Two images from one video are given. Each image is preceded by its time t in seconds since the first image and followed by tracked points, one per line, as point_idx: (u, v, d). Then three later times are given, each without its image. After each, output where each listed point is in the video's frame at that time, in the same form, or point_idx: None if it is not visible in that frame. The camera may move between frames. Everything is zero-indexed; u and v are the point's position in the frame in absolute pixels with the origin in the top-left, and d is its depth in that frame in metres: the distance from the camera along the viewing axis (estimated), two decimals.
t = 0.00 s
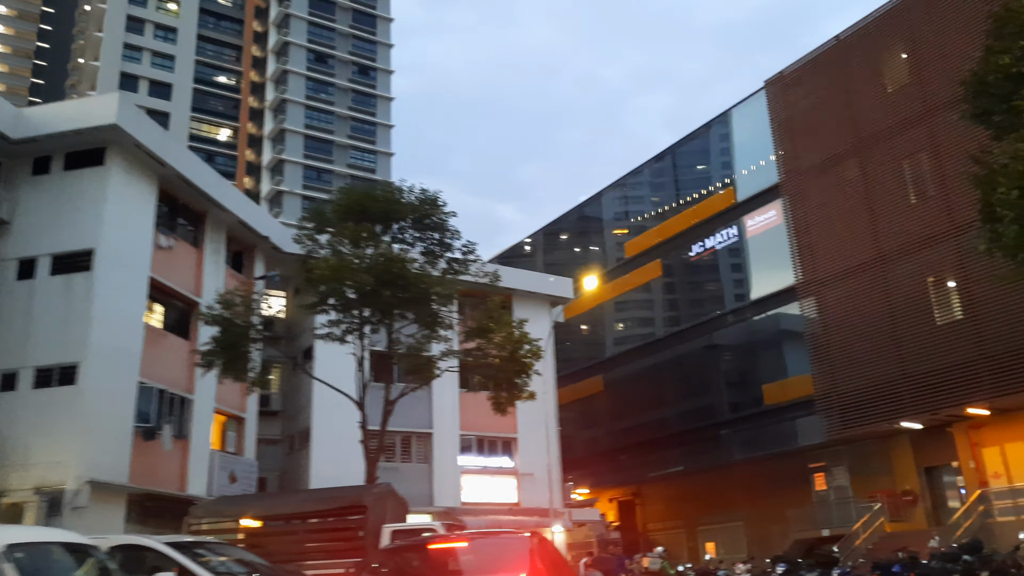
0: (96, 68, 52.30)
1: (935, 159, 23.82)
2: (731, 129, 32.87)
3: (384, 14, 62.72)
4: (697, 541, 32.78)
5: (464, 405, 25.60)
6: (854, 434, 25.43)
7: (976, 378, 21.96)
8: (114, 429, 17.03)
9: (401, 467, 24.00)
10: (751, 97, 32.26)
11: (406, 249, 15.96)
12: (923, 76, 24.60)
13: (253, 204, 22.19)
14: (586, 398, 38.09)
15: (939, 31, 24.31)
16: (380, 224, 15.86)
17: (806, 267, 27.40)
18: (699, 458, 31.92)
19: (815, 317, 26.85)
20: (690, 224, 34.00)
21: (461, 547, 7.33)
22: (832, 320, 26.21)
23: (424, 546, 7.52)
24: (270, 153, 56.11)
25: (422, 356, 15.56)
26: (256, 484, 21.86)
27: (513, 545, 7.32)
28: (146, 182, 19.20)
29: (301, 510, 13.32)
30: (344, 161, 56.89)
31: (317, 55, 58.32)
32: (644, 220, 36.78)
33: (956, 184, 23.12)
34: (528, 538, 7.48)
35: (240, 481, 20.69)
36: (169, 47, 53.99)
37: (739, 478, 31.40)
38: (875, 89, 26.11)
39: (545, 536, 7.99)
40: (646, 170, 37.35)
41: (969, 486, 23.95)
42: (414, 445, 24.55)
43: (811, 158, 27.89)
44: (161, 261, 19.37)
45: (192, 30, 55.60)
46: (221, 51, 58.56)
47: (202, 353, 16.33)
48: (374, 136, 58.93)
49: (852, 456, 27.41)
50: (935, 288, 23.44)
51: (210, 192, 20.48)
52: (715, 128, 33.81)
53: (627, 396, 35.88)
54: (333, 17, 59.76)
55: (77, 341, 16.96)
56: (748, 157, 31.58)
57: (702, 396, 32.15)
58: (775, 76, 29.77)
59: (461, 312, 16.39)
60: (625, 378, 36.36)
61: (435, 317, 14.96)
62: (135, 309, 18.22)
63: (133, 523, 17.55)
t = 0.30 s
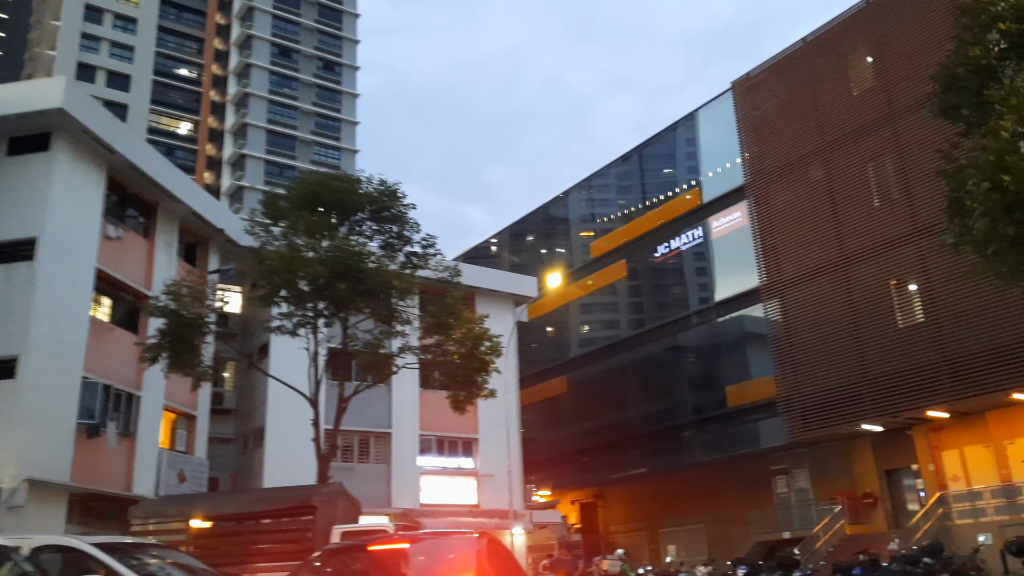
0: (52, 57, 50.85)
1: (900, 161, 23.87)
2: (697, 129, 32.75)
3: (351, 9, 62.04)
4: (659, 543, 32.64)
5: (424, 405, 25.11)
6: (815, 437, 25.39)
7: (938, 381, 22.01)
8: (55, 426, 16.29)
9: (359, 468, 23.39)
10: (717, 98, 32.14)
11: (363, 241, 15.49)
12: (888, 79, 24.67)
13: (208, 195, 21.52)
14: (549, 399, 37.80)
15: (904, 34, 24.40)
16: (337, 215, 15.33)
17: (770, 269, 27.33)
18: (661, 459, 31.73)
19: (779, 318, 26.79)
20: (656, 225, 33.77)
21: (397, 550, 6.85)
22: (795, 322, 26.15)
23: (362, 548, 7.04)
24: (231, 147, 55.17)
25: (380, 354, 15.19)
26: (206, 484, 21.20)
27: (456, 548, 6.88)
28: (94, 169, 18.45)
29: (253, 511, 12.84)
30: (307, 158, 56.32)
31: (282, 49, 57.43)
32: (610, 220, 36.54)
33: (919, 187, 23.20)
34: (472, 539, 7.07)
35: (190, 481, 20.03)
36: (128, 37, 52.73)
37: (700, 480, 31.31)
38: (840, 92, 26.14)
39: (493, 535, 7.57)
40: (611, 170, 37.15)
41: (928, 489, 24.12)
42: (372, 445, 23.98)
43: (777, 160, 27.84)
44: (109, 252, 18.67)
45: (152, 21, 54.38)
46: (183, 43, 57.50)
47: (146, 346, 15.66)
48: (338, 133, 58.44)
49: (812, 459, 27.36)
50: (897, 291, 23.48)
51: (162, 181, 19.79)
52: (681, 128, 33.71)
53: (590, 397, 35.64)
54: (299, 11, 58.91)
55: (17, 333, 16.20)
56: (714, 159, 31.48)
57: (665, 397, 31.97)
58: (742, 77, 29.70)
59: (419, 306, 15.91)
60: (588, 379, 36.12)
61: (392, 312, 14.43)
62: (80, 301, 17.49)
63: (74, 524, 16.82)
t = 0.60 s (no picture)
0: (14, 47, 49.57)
1: (871, 163, 23.85)
2: (669, 129, 32.54)
3: (322, 4, 61.50)
4: (627, 545, 32.37)
5: (391, 404, 24.61)
6: (784, 438, 25.26)
7: (907, 383, 21.98)
8: (3, 422, 15.54)
9: (322, 468, 22.90)
10: (690, 98, 31.95)
11: (325, 232, 14.99)
12: (860, 80, 24.64)
13: (168, 186, 20.86)
14: (518, 399, 37.45)
15: (876, 36, 24.41)
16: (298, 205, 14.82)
17: (741, 270, 27.19)
18: (630, 461, 31.43)
19: (749, 319, 26.66)
20: (628, 225, 33.45)
21: (342, 552, 6.43)
22: (766, 323, 26.02)
23: (304, 550, 6.53)
24: (198, 142, 54.40)
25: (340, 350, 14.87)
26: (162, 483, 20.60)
27: (404, 549, 6.45)
28: (48, 157, 17.74)
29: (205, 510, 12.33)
30: (276, 154, 55.36)
31: (251, 43, 56.96)
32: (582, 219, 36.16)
33: (891, 189, 23.17)
34: (424, 539, 6.64)
35: (145, 480, 19.39)
36: (93, 28, 51.63)
37: (670, 481, 31.08)
38: (813, 93, 26.06)
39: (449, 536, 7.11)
40: (584, 169, 36.84)
41: (896, 491, 24.13)
42: (336, 444, 23.47)
43: (749, 161, 27.71)
44: (62, 243, 18.03)
45: (119, 12, 53.32)
46: (150, 35, 56.70)
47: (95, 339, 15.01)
48: (309, 129, 57.91)
49: (781, 461, 27.23)
50: (867, 292, 23.42)
51: (119, 170, 19.14)
52: (654, 128, 33.47)
53: (560, 398, 35.32)
54: (269, 6, 58.49)
55: None
56: (686, 160, 31.24)
57: (635, 398, 31.68)
58: (715, 77, 29.56)
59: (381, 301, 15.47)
60: (558, 379, 35.76)
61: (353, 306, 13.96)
62: (29, 293, 16.78)
63: (20, 525, 16.12)
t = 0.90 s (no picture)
0: None
1: (848, 163, 23.74)
2: (647, 128, 32.24)
3: None
4: (601, 548, 32.05)
5: (362, 403, 24.14)
6: (760, 440, 25.05)
7: (883, 385, 21.87)
8: None
9: (290, 467, 22.38)
10: (668, 96, 31.68)
11: (292, 224, 14.53)
12: (838, 80, 24.54)
13: (132, 176, 20.21)
14: (493, 400, 37.03)
15: (855, 36, 24.32)
16: (265, 195, 14.34)
17: (718, 270, 27.00)
18: (605, 462, 31.09)
19: (725, 320, 26.45)
20: (604, 224, 33.11)
21: (290, 552, 6.00)
22: (742, 324, 25.83)
23: (247, 550, 6.07)
24: (171, 137, 53.71)
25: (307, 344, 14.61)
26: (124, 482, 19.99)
27: (355, 552, 6.00)
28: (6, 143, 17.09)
29: (161, 510, 11.86)
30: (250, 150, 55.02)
31: (226, 37, 56.42)
32: (557, 218, 35.76)
33: (869, 190, 23.08)
34: (379, 540, 6.20)
35: (104, 479, 18.76)
36: (64, 19, 50.59)
37: (645, 483, 30.81)
38: (792, 92, 25.89)
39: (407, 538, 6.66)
40: (561, 168, 36.49)
41: (870, 494, 24.04)
42: (305, 443, 22.95)
43: (727, 160, 27.53)
44: (21, 232, 17.41)
45: (90, 2, 52.34)
46: (122, 27, 55.77)
47: (49, 330, 14.42)
48: (284, 124, 57.45)
49: (756, 463, 27.02)
50: (844, 294, 23.30)
51: (81, 158, 18.51)
52: (631, 126, 33.14)
53: (534, 398, 34.92)
54: None
55: None
56: (664, 159, 30.96)
57: (611, 399, 31.35)
58: (694, 76, 29.36)
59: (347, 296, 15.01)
60: (533, 380, 35.37)
61: (318, 299, 13.50)
62: None
63: None
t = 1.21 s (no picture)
0: None
1: (829, 163, 23.52)
2: (627, 126, 31.88)
3: None
4: (575, 550, 31.68)
5: (334, 401, 23.61)
6: (737, 442, 24.77)
7: (862, 387, 21.66)
8: None
9: (258, 467, 21.81)
10: (648, 94, 31.33)
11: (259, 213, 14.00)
12: (820, 79, 24.33)
13: (96, 164, 19.54)
14: (468, 399, 36.55)
15: (837, 35, 24.12)
16: (230, 182, 13.79)
17: (697, 270, 26.72)
18: (581, 464, 30.70)
19: (704, 321, 26.17)
20: (583, 223, 32.67)
21: (232, 557, 5.46)
22: (720, 325, 25.55)
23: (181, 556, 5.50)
24: (144, 131, 52.97)
25: (272, 339, 14.12)
26: (84, 480, 19.36)
27: (295, 554, 5.46)
28: None
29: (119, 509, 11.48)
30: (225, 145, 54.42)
31: (202, 30, 55.77)
32: (536, 216, 35.32)
33: (849, 189, 22.87)
34: (327, 541, 5.70)
35: (63, 477, 18.12)
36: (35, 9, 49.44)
37: (620, 485, 30.48)
38: (772, 91, 25.67)
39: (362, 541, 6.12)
40: (539, 165, 36.03)
41: (848, 496, 23.79)
42: (274, 442, 22.36)
43: (707, 159, 27.26)
44: None
45: None
46: (95, 19, 54.80)
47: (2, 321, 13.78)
48: (260, 120, 56.83)
49: (733, 465, 26.71)
50: (823, 294, 23.07)
51: (42, 145, 17.85)
52: (611, 124, 32.75)
53: (510, 399, 34.46)
54: None
55: None
56: (644, 158, 30.62)
57: (587, 400, 30.97)
58: (675, 75, 29.10)
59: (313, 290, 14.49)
60: (509, 379, 34.90)
61: (284, 290, 12.98)
62: None
63: None
